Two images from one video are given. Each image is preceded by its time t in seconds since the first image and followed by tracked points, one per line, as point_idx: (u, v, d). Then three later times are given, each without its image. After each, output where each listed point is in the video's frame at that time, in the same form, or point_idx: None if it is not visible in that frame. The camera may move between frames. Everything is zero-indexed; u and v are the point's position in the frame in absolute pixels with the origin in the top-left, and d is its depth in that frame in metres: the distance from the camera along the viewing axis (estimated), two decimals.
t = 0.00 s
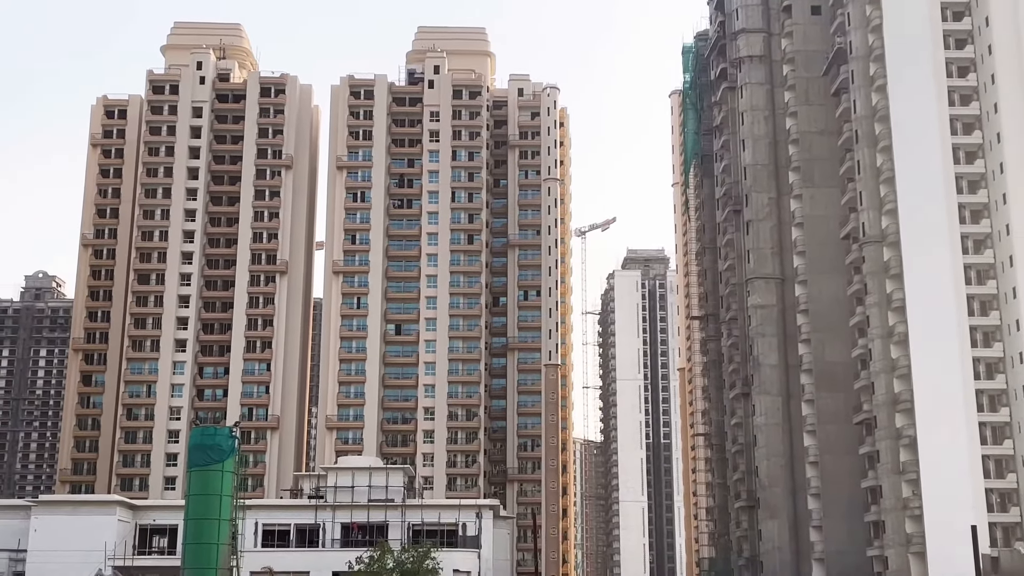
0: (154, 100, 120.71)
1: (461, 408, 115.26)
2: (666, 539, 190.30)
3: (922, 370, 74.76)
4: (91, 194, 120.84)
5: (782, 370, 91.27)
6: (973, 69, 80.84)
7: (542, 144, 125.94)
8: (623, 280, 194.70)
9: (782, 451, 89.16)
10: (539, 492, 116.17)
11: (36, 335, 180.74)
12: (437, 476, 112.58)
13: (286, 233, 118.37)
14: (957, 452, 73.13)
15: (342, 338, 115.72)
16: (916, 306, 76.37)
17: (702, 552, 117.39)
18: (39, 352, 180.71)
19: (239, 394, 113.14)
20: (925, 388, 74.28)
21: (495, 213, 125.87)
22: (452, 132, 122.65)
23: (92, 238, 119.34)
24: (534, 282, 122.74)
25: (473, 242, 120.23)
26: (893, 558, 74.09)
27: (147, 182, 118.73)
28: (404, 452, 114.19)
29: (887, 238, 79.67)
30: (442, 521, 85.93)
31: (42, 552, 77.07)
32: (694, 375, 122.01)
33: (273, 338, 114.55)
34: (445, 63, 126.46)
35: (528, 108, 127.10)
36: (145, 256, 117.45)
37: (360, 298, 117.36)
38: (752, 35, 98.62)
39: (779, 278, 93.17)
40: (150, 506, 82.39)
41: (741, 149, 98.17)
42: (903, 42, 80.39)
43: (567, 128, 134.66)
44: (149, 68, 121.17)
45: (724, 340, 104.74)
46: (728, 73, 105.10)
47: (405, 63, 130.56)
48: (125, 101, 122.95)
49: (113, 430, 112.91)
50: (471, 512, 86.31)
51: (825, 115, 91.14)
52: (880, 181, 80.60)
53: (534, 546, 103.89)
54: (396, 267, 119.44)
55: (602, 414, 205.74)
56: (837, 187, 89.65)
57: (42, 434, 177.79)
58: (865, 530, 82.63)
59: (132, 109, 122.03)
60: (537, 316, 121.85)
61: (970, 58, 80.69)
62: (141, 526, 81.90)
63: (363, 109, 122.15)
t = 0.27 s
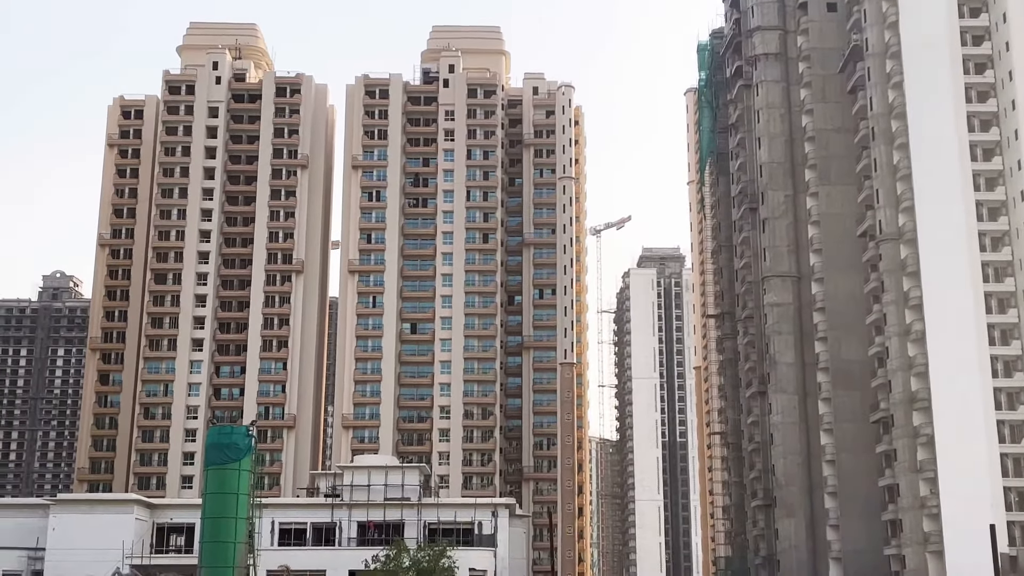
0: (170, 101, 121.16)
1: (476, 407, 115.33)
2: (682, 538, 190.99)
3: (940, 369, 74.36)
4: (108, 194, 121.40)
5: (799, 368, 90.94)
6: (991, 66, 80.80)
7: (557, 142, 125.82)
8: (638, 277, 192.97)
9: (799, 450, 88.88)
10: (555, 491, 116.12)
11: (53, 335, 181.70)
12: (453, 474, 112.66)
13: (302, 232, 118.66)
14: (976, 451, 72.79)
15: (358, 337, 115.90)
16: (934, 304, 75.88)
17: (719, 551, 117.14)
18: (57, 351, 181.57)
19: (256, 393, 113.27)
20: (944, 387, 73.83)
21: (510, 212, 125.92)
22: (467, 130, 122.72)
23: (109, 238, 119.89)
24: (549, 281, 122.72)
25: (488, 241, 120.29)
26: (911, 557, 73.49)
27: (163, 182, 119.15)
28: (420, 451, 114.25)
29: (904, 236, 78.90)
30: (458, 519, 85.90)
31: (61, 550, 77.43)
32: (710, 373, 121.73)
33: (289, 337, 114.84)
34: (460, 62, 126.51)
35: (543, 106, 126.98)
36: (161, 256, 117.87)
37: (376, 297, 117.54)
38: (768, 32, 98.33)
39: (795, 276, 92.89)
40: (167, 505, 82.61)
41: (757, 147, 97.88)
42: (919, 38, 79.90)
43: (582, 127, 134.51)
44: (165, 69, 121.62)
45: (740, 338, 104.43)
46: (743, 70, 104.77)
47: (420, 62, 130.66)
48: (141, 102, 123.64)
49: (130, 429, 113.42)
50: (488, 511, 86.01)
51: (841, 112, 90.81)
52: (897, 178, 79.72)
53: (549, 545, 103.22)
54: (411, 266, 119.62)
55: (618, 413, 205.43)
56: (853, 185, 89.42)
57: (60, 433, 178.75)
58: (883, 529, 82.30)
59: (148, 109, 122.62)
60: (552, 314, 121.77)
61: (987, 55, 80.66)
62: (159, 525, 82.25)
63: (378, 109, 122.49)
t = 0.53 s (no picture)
0: (186, 101, 121.69)
1: (492, 406, 115.42)
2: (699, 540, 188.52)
3: (958, 367, 73.93)
4: (126, 194, 122.06)
5: (816, 366, 90.65)
6: (1009, 62, 80.16)
7: (572, 141, 125.77)
8: (654, 276, 196.59)
9: (815, 448, 88.63)
10: (571, 489, 116.04)
11: (72, 334, 183.15)
12: (468, 473, 112.72)
13: (318, 232, 118.87)
14: (994, 449, 72.35)
15: (374, 336, 116.15)
16: (951, 301, 75.47)
17: (735, 549, 116.78)
18: (75, 351, 182.75)
19: (273, 391, 113.96)
20: (961, 385, 73.37)
21: (526, 211, 125.95)
22: (482, 129, 122.81)
23: (126, 238, 120.55)
24: (564, 279, 122.65)
25: (504, 240, 120.31)
26: (929, 556, 73.02)
27: (180, 182, 119.64)
28: (435, 449, 114.40)
29: (921, 233, 78.35)
30: (474, 518, 85.99)
31: (80, 548, 77.98)
32: (726, 371, 121.39)
33: (306, 336, 115.23)
34: (475, 61, 126.58)
35: (558, 105, 126.99)
36: (178, 256, 118.36)
37: (392, 296, 117.74)
38: (784, 30, 98.09)
39: (812, 273, 92.64)
40: (185, 503, 83.11)
41: (773, 144, 97.65)
42: (936, 35, 79.47)
43: (598, 125, 134.42)
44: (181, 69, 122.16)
45: (757, 336, 104.20)
46: (759, 68, 104.49)
47: (435, 62, 130.81)
48: (157, 103, 124.47)
49: (148, 428, 113.97)
50: (504, 509, 85.94)
51: (858, 109, 90.36)
52: (914, 175, 79.66)
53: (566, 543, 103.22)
54: (426, 265, 119.81)
55: (634, 411, 205.26)
56: (870, 182, 89.03)
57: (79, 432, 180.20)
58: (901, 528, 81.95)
59: (164, 110, 123.73)
60: (568, 313, 121.67)
61: (1005, 51, 80.11)
62: (176, 523, 82.60)
63: (393, 108, 122.43)
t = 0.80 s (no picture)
0: (203, 101, 122.06)
1: (508, 404, 115.53)
2: (716, 538, 189.31)
3: (976, 364, 73.43)
4: (143, 195, 122.56)
5: (833, 365, 90.26)
6: None
7: (588, 140, 125.69)
8: (669, 274, 193.92)
9: (832, 446, 88.27)
10: (587, 488, 115.90)
11: (89, 334, 183.65)
12: (485, 472, 112.74)
13: (334, 231, 119.10)
14: (1013, 447, 71.92)
15: (390, 335, 116.31)
16: (970, 299, 75.01)
17: (752, 548, 116.47)
18: (93, 351, 183.46)
19: (289, 391, 114.21)
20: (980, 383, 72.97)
21: (541, 209, 125.95)
22: (498, 128, 122.80)
23: (144, 238, 121.05)
24: (580, 278, 122.54)
25: (519, 238, 120.28)
26: (947, 555, 72.61)
27: (197, 182, 120.03)
28: (452, 448, 114.50)
29: (939, 231, 77.99)
30: (490, 517, 85.96)
31: (99, 547, 78.39)
32: (743, 370, 121.02)
33: (322, 335, 115.49)
34: (490, 59, 126.58)
35: (574, 103, 126.96)
36: (195, 255, 118.79)
37: (407, 295, 117.87)
38: (800, 27, 97.71)
39: (829, 271, 92.28)
40: (203, 502, 83.38)
41: (789, 142, 97.30)
42: (953, 31, 78.89)
43: (613, 123, 134.24)
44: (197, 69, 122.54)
45: (773, 335, 103.83)
46: (775, 65, 104.05)
47: (450, 60, 130.87)
48: (174, 104, 124.95)
49: (166, 427, 114.40)
50: (519, 509, 85.88)
51: (875, 106, 89.91)
52: (931, 172, 78.83)
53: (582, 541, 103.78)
54: (442, 264, 119.90)
55: (650, 410, 204.82)
56: (887, 180, 88.54)
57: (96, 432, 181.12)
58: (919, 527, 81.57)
59: (182, 111, 124.08)
60: (584, 312, 121.59)
61: None
62: (194, 522, 83.07)
63: (408, 108, 122.58)
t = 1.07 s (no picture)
0: (219, 102, 122.48)
1: (525, 403, 115.59)
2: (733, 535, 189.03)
3: (996, 362, 72.96)
4: (160, 195, 123.08)
5: (850, 363, 89.93)
6: None
7: (603, 138, 125.51)
8: (686, 273, 195.14)
9: (850, 445, 87.97)
10: (604, 487, 115.77)
11: (108, 334, 184.73)
12: (501, 471, 112.80)
13: (350, 231, 119.64)
14: None
15: (406, 334, 116.41)
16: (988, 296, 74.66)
17: (770, 547, 116.13)
18: (111, 351, 184.47)
19: (306, 390, 114.41)
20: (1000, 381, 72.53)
21: (557, 208, 125.98)
22: (513, 127, 122.79)
23: (161, 238, 121.54)
24: (596, 277, 122.36)
25: (535, 237, 120.28)
26: (967, 553, 72.30)
27: (214, 182, 120.39)
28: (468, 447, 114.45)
29: (956, 228, 77.80)
30: (507, 516, 85.79)
31: (118, 546, 78.84)
32: (760, 369, 120.58)
33: (338, 335, 115.77)
34: (506, 59, 126.63)
35: (589, 102, 126.90)
36: (212, 255, 119.20)
37: (424, 294, 117.96)
38: (816, 24, 97.41)
39: (846, 269, 92.00)
40: (221, 501, 83.62)
41: (806, 139, 97.11)
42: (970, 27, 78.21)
43: (629, 122, 134.06)
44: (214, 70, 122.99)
45: (791, 333, 103.52)
46: (792, 63, 103.71)
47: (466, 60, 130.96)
48: (191, 104, 125.43)
49: (184, 426, 114.93)
50: (536, 508, 86.10)
51: (892, 103, 89.58)
52: (949, 169, 78.98)
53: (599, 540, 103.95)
54: (458, 263, 119.92)
55: (667, 408, 204.51)
56: (905, 177, 88.06)
57: (115, 431, 182.23)
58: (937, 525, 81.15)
59: (198, 111, 124.42)
60: (600, 310, 121.46)
61: None
62: (212, 521, 83.39)
63: (424, 107, 122.66)
